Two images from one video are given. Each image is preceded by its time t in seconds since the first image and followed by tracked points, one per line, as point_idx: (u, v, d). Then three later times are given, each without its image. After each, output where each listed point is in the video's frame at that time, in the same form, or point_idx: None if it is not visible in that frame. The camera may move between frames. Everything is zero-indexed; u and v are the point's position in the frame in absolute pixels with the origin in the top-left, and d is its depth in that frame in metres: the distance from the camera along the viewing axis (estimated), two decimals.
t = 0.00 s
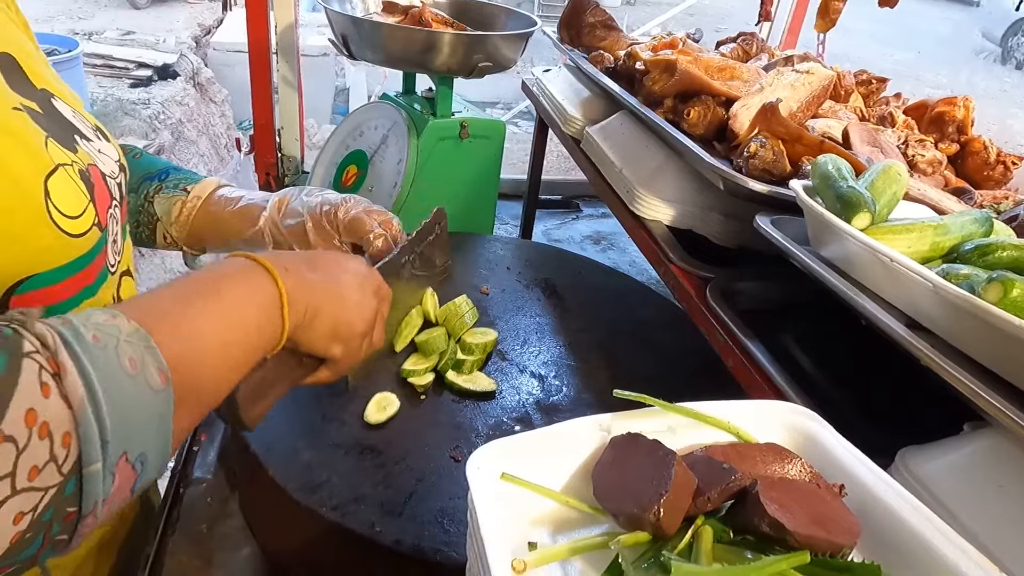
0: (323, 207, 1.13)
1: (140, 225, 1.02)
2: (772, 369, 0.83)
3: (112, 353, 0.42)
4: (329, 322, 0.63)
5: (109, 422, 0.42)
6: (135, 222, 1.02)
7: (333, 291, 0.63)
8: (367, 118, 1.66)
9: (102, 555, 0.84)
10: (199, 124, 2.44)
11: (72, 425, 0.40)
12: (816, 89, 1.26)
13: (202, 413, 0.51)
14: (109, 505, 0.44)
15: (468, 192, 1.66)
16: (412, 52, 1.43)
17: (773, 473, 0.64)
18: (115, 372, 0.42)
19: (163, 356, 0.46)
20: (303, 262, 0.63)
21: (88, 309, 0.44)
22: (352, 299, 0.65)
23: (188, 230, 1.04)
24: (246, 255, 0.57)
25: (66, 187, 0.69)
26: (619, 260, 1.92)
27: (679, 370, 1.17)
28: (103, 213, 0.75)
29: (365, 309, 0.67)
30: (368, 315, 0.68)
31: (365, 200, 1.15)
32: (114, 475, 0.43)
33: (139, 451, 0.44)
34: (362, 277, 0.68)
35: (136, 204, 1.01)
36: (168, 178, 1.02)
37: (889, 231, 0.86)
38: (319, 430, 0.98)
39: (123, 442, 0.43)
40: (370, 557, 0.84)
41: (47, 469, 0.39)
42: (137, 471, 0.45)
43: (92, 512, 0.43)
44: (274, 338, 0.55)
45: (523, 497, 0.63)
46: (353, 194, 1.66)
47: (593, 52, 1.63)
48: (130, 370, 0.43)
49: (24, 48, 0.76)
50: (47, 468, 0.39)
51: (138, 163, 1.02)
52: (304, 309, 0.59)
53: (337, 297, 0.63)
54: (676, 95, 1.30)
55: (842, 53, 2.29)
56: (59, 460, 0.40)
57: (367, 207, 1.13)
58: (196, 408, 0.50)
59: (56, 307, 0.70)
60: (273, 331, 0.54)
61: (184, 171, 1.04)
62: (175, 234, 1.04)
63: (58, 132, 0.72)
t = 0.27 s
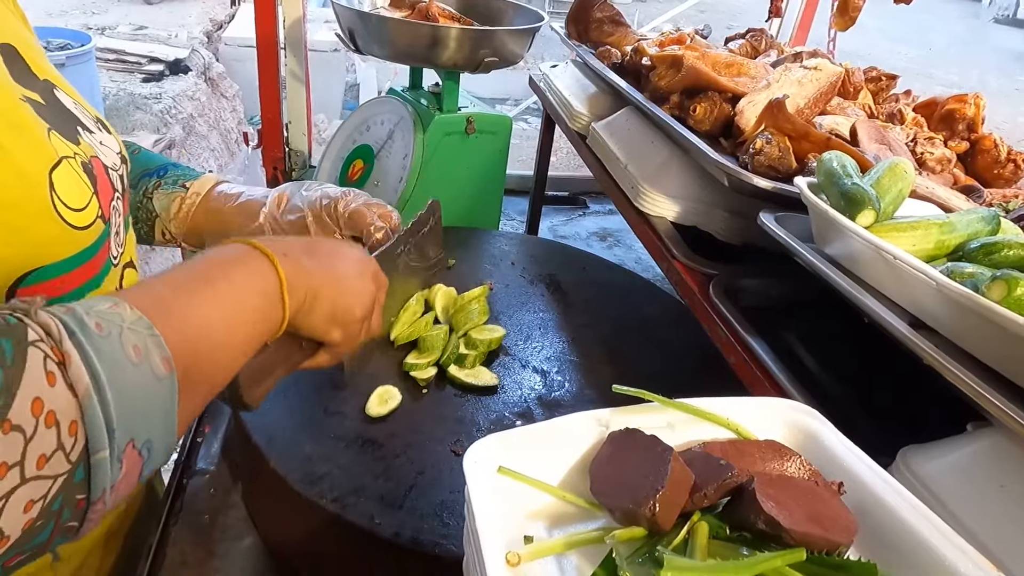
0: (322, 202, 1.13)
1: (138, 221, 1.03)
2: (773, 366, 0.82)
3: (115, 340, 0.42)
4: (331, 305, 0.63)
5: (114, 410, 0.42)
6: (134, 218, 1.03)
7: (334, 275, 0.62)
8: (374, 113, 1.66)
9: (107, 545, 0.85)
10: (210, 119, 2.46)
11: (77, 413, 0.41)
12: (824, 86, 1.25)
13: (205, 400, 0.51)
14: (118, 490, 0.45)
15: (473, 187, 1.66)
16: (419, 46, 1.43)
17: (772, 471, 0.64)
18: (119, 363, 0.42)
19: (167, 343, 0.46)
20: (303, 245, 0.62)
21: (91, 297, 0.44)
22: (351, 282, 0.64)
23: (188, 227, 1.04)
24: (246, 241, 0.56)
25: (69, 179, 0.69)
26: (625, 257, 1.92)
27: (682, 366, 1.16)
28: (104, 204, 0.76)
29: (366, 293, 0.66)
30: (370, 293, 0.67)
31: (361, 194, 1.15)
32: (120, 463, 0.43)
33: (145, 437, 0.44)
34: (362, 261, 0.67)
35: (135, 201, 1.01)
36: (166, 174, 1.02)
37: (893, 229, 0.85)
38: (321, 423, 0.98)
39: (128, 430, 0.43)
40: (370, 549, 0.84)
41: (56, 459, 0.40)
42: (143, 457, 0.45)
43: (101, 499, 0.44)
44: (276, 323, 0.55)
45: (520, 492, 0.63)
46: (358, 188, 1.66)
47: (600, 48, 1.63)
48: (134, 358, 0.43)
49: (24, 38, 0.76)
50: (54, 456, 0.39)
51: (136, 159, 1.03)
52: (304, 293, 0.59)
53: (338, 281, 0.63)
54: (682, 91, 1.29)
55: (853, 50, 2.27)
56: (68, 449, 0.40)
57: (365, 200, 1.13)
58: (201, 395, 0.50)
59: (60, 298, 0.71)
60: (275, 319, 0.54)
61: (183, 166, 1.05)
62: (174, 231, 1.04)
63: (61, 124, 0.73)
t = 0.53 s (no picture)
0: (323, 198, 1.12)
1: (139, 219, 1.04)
2: (776, 363, 0.82)
3: (112, 330, 0.43)
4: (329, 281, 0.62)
5: (113, 401, 0.43)
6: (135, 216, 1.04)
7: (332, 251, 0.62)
8: (381, 109, 1.66)
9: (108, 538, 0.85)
10: (223, 116, 2.47)
11: (79, 404, 0.42)
12: (833, 82, 1.24)
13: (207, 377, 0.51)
14: (121, 473, 0.46)
15: (481, 183, 1.66)
16: (426, 42, 1.43)
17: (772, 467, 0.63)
18: (115, 351, 0.42)
19: (164, 329, 0.46)
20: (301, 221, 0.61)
21: (89, 283, 0.44)
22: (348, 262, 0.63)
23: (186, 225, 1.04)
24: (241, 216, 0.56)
25: (80, 174, 0.69)
26: (633, 255, 1.91)
27: (686, 364, 1.16)
28: (112, 199, 0.76)
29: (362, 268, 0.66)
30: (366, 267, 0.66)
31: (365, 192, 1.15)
32: (122, 449, 0.45)
33: (145, 422, 0.45)
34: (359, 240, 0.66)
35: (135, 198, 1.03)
36: (167, 172, 1.04)
37: (899, 226, 0.84)
38: (323, 416, 0.99)
39: (130, 416, 0.44)
40: (369, 542, 0.84)
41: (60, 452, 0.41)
42: (145, 441, 0.46)
43: (104, 483, 0.45)
44: (273, 298, 0.55)
45: (517, 486, 0.63)
46: (366, 184, 1.66)
47: (608, 44, 1.62)
48: (131, 346, 0.43)
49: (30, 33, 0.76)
50: (57, 447, 0.41)
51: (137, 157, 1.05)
52: (301, 270, 0.58)
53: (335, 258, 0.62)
54: (689, 87, 1.28)
55: (865, 48, 2.25)
56: (69, 438, 0.42)
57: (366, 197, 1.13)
58: (201, 377, 0.50)
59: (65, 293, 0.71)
60: (271, 294, 0.54)
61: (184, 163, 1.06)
62: (173, 228, 1.04)
63: (72, 119, 0.73)
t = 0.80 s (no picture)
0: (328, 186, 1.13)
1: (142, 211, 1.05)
2: (777, 362, 0.81)
3: (90, 319, 0.42)
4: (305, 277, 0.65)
5: (88, 393, 0.42)
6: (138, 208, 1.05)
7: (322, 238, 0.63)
8: (387, 104, 1.66)
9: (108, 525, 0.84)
10: (231, 112, 2.48)
11: (52, 397, 0.41)
12: (840, 80, 1.22)
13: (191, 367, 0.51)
14: (98, 465, 0.46)
15: (485, 179, 1.66)
16: (432, 37, 1.42)
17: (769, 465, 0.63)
18: (93, 341, 0.42)
19: (147, 320, 0.46)
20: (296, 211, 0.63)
21: (67, 272, 0.44)
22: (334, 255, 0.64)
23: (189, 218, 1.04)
24: (226, 203, 0.56)
25: (83, 161, 0.69)
26: (637, 253, 1.91)
27: (688, 362, 1.15)
28: (116, 185, 0.76)
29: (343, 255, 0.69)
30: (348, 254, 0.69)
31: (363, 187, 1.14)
32: (98, 440, 0.44)
33: (123, 414, 0.45)
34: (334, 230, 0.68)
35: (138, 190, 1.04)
36: (170, 165, 1.04)
37: (904, 224, 0.83)
38: (323, 410, 0.99)
39: (107, 408, 0.43)
40: (367, 535, 0.84)
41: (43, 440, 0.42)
42: (124, 432, 0.46)
43: (79, 477, 0.45)
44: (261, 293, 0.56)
45: (514, 482, 0.63)
46: (370, 180, 1.67)
47: (614, 41, 1.61)
48: (109, 337, 0.43)
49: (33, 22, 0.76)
50: (27, 440, 0.40)
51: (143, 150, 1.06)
52: (289, 259, 0.59)
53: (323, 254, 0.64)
54: (695, 84, 1.28)
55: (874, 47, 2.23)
56: (41, 432, 0.41)
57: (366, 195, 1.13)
58: (184, 367, 0.50)
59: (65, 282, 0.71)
60: (256, 285, 0.55)
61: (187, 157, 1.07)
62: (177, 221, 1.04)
63: (76, 106, 0.73)
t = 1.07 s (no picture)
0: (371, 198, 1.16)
1: (210, 206, 1.06)
2: (778, 361, 0.80)
3: None
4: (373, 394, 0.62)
5: None
6: (205, 203, 1.05)
7: (368, 336, 0.60)
8: (392, 103, 1.66)
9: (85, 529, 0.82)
10: (240, 112, 2.49)
11: None
12: (846, 79, 1.21)
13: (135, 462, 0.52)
14: None
15: (490, 178, 1.65)
16: (437, 36, 1.42)
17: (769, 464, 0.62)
18: None
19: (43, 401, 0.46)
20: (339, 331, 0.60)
21: None
22: (408, 365, 0.61)
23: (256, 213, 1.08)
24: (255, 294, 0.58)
25: (56, 149, 0.69)
26: (642, 253, 1.90)
27: (691, 362, 1.14)
28: (100, 176, 0.75)
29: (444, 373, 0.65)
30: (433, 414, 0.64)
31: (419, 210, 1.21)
32: None
33: None
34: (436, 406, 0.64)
35: (207, 185, 1.05)
36: (237, 162, 1.10)
37: (909, 223, 0.82)
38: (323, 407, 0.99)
39: None
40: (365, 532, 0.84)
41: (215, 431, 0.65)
42: None
43: None
44: (253, 390, 0.56)
45: (510, 480, 0.63)
46: (375, 178, 1.67)
47: (620, 40, 1.61)
48: None
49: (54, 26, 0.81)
50: None
51: (201, 146, 1.08)
52: (296, 353, 0.57)
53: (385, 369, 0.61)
54: (700, 83, 1.27)
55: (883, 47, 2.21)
56: None
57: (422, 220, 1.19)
58: (117, 458, 0.51)
59: (44, 266, 0.69)
60: (241, 379, 0.55)
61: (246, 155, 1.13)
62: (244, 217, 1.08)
63: (70, 96, 0.75)
